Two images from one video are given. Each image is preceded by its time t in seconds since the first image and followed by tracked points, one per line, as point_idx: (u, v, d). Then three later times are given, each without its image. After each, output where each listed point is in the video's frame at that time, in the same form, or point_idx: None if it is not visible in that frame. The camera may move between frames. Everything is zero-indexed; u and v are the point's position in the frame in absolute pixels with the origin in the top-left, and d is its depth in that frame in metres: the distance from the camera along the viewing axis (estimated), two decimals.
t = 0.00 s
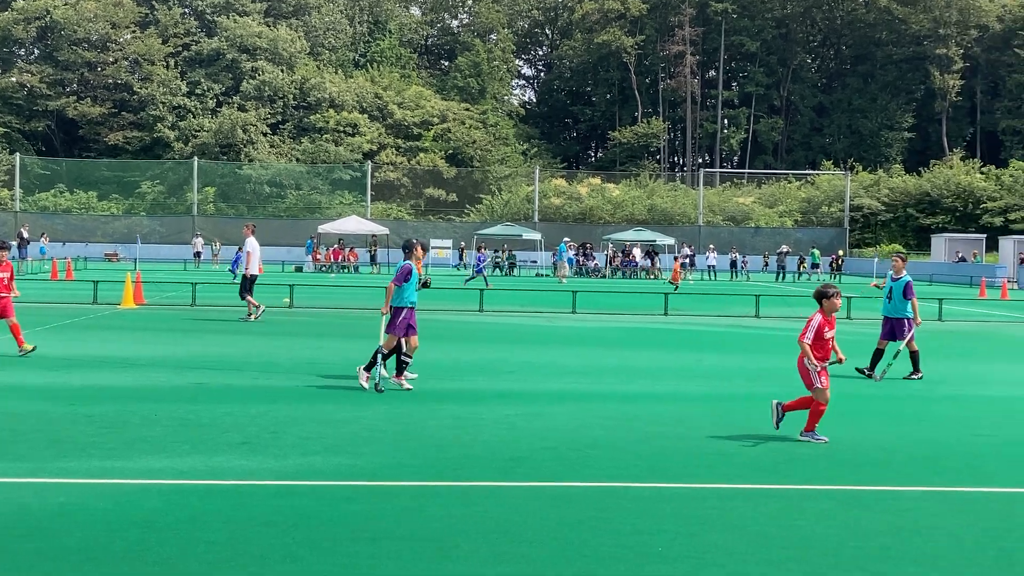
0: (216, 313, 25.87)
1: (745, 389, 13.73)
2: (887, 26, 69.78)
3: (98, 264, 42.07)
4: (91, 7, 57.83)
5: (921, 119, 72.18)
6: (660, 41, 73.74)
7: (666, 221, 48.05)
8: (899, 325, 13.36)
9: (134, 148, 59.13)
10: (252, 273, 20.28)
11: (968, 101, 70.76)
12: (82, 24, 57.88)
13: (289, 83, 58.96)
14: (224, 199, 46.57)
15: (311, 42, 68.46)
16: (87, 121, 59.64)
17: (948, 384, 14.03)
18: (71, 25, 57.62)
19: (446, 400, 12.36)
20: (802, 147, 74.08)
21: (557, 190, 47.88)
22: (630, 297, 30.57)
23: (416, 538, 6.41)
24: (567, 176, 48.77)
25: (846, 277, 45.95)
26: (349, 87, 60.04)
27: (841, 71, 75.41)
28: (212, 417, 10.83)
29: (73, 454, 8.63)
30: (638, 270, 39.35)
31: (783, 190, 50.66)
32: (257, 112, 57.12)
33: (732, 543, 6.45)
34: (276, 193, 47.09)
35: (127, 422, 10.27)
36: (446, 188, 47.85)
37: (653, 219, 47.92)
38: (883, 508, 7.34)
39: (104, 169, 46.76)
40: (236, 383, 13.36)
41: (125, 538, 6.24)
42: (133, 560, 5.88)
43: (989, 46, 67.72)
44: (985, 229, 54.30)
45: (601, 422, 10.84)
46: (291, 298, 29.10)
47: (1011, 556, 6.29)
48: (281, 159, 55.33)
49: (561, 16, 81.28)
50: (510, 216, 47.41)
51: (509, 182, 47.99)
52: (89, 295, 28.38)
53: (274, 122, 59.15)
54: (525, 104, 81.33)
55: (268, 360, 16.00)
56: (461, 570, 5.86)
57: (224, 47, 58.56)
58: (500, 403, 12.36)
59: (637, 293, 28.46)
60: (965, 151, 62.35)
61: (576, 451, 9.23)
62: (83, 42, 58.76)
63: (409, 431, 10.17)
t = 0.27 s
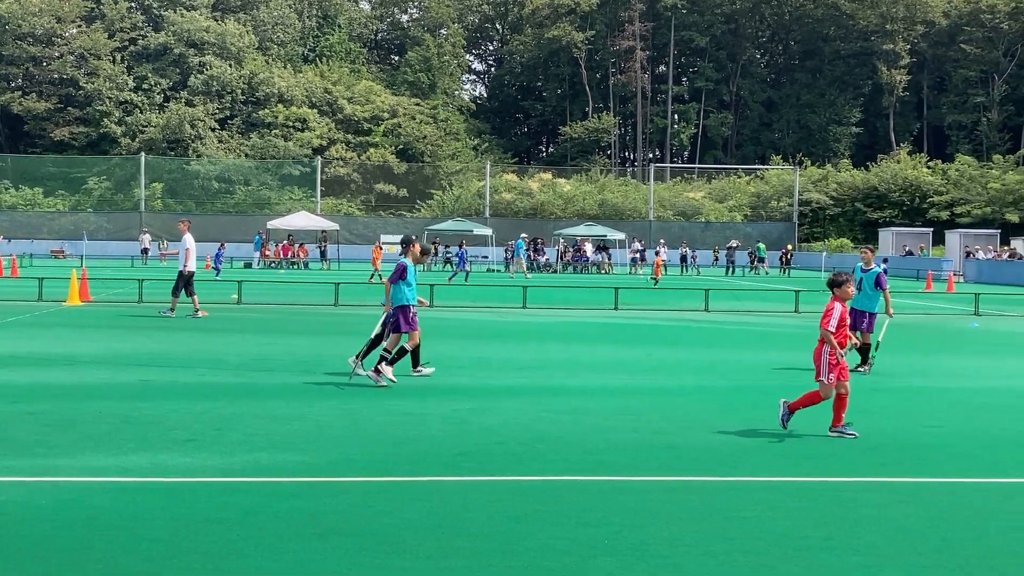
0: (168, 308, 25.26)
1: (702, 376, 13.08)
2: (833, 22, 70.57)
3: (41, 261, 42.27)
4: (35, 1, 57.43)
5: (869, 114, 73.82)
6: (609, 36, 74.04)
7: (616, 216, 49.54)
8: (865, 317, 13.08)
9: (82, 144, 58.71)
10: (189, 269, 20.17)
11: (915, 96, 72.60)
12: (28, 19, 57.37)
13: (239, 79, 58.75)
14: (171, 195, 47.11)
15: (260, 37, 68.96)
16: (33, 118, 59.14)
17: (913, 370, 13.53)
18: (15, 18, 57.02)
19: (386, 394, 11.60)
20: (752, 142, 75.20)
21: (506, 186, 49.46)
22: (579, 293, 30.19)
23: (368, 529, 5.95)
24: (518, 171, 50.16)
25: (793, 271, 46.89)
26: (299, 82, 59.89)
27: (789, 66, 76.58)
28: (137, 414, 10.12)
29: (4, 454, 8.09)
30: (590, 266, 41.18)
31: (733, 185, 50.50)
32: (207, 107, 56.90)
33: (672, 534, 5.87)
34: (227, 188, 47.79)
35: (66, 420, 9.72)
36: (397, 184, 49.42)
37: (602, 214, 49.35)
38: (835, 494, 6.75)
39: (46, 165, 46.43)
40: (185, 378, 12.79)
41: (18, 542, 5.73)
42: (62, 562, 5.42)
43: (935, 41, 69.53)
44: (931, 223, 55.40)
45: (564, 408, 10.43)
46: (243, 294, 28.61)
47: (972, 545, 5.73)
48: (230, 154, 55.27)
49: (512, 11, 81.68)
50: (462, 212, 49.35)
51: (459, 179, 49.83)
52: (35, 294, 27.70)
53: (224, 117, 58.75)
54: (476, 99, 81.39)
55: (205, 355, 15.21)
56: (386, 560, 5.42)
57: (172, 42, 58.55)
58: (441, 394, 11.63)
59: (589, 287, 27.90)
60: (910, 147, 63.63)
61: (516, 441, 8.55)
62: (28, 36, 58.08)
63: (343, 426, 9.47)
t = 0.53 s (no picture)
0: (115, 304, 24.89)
1: (657, 371, 13.20)
2: (785, 18, 71.96)
3: None
4: None
5: (819, 110, 75.19)
6: (562, 33, 74.52)
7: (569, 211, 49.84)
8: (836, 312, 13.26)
9: (28, 141, 57.59)
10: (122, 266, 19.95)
11: (864, 92, 74.20)
12: None
13: (189, 74, 58.06)
14: (121, 190, 46.61)
15: (210, 32, 68.29)
16: None
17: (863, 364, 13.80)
18: None
19: (342, 392, 11.54)
20: (703, 138, 76.03)
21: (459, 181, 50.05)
22: (532, 289, 30.30)
23: (319, 526, 6.00)
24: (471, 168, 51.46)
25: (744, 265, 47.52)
26: (249, 77, 59.26)
27: (740, 61, 77.67)
28: (91, 413, 10.00)
29: None
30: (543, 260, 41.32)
31: (684, 180, 51.93)
32: (156, 102, 56.18)
33: (628, 528, 5.96)
34: (178, 184, 47.26)
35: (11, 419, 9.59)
36: (348, 180, 49.29)
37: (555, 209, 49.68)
38: (783, 486, 6.89)
39: None
40: (133, 375, 12.66)
41: None
42: (12, 560, 5.41)
43: (884, 37, 71.14)
44: (879, 218, 56.57)
45: (516, 403, 10.53)
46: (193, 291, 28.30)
47: (917, 535, 5.89)
48: (180, 150, 54.59)
49: (464, 7, 81.65)
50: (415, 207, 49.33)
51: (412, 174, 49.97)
52: None
53: (174, 113, 58.01)
54: (428, 95, 81.12)
55: (157, 353, 15.02)
56: (345, 557, 5.46)
57: (121, 37, 57.73)
58: (392, 391, 11.65)
59: (543, 283, 28.00)
60: (859, 142, 64.86)
61: (475, 438, 8.57)
62: None
63: (301, 425, 9.43)
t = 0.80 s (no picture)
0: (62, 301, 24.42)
1: (611, 367, 13.36)
2: (738, 15, 73.90)
3: None
4: None
5: (772, 107, 76.21)
6: (517, 29, 74.68)
7: (524, 207, 50.06)
8: (808, 306, 13.38)
9: None
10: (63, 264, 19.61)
11: (815, 90, 75.44)
12: None
13: (141, 69, 57.31)
14: (71, 186, 46.04)
15: (162, 27, 67.55)
16: None
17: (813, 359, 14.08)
18: None
19: (297, 390, 11.53)
20: (657, 135, 76.62)
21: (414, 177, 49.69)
22: (488, 286, 30.40)
23: (267, 526, 5.98)
24: (426, 164, 50.63)
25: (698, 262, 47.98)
26: (201, 72, 58.64)
27: (693, 59, 78.55)
28: (35, 412, 9.83)
29: None
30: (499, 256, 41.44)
31: (639, 177, 51.51)
32: (107, 98, 55.41)
33: (580, 522, 6.06)
34: (129, 181, 46.70)
35: None
36: (301, 176, 48.86)
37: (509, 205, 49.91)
38: (731, 483, 6.99)
39: None
40: (79, 374, 12.42)
41: None
42: None
43: (835, 36, 72.43)
44: (831, 214, 57.52)
45: (468, 401, 10.52)
46: (143, 288, 27.94)
47: (862, 528, 6.03)
48: (132, 146, 53.89)
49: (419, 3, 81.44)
50: (369, 203, 49.27)
51: (366, 170, 49.74)
52: None
53: (126, 109, 57.21)
54: (383, 90, 80.81)
55: (109, 350, 14.88)
56: (299, 554, 5.50)
57: (71, 32, 56.83)
58: (343, 388, 11.60)
59: (498, 279, 28.11)
60: (810, 139, 65.90)
61: (430, 435, 8.63)
62: None
63: (257, 422, 9.43)
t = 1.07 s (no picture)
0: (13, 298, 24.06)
1: (572, 364, 13.41)
2: (695, 12, 74.96)
3: None
4: None
5: (729, 104, 76.86)
6: (475, 25, 74.58)
7: (483, 203, 50.16)
8: (787, 305, 13.60)
9: None
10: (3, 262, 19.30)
11: (772, 87, 76.42)
12: None
13: (95, 64, 56.50)
14: (24, 182, 45.36)
15: (116, 22, 66.78)
16: None
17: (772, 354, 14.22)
18: None
19: (256, 389, 11.44)
20: (615, 131, 76.95)
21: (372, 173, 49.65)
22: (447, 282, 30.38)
23: (223, 525, 5.97)
24: (383, 160, 51.32)
25: (657, 259, 48.36)
26: (156, 67, 57.98)
27: (651, 56, 79.16)
28: None
29: None
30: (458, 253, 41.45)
31: (597, 173, 52.28)
32: (60, 93, 54.64)
33: (537, 519, 6.05)
34: (83, 176, 46.11)
35: None
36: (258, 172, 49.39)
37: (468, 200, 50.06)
38: (685, 477, 7.09)
39: None
40: (32, 373, 12.25)
41: None
42: None
43: (791, 33, 73.52)
44: (787, 211, 58.33)
45: (427, 398, 10.55)
46: (97, 285, 27.62)
47: (823, 525, 5.98)
48: (85, 142, 53.18)
49: None
50: (327, 198, 49.13)
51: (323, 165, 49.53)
52: None
53: (79, 104, 56.37)
54: (340, 86, 80.42)
55: (63, 348, 14.68)
56: (251, 554, 5.46)
57: (22, 26, 55.94)
58: (301, 386, 11.57)
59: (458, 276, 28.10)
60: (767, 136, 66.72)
61: (388, 432, 8.65)
62: None
63: (214, 421, 9.34)
